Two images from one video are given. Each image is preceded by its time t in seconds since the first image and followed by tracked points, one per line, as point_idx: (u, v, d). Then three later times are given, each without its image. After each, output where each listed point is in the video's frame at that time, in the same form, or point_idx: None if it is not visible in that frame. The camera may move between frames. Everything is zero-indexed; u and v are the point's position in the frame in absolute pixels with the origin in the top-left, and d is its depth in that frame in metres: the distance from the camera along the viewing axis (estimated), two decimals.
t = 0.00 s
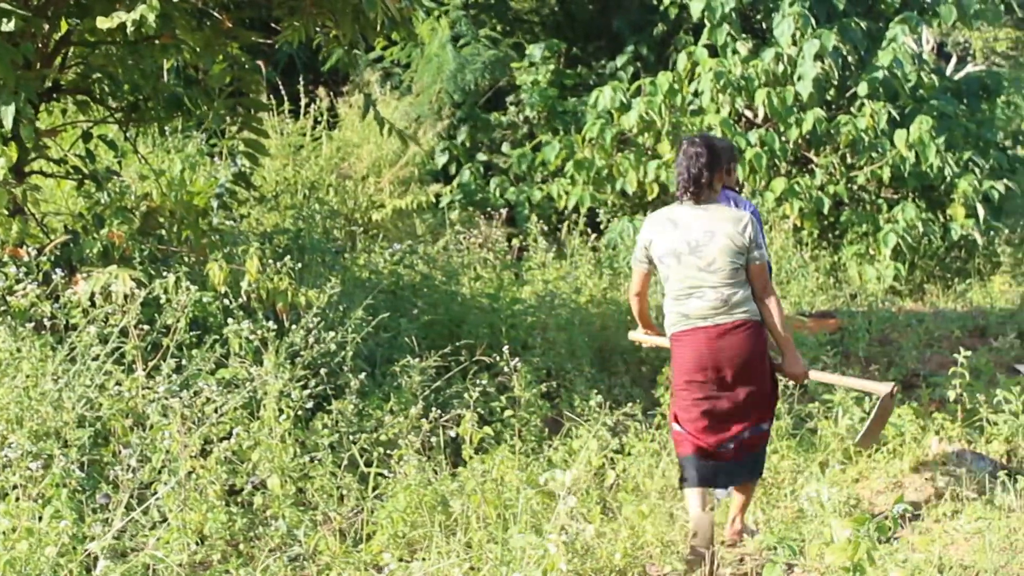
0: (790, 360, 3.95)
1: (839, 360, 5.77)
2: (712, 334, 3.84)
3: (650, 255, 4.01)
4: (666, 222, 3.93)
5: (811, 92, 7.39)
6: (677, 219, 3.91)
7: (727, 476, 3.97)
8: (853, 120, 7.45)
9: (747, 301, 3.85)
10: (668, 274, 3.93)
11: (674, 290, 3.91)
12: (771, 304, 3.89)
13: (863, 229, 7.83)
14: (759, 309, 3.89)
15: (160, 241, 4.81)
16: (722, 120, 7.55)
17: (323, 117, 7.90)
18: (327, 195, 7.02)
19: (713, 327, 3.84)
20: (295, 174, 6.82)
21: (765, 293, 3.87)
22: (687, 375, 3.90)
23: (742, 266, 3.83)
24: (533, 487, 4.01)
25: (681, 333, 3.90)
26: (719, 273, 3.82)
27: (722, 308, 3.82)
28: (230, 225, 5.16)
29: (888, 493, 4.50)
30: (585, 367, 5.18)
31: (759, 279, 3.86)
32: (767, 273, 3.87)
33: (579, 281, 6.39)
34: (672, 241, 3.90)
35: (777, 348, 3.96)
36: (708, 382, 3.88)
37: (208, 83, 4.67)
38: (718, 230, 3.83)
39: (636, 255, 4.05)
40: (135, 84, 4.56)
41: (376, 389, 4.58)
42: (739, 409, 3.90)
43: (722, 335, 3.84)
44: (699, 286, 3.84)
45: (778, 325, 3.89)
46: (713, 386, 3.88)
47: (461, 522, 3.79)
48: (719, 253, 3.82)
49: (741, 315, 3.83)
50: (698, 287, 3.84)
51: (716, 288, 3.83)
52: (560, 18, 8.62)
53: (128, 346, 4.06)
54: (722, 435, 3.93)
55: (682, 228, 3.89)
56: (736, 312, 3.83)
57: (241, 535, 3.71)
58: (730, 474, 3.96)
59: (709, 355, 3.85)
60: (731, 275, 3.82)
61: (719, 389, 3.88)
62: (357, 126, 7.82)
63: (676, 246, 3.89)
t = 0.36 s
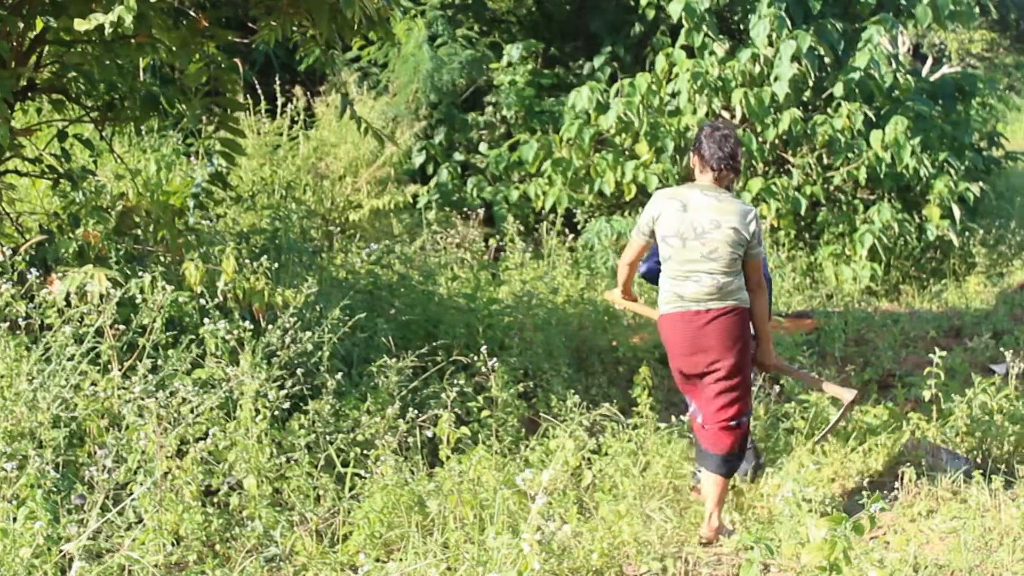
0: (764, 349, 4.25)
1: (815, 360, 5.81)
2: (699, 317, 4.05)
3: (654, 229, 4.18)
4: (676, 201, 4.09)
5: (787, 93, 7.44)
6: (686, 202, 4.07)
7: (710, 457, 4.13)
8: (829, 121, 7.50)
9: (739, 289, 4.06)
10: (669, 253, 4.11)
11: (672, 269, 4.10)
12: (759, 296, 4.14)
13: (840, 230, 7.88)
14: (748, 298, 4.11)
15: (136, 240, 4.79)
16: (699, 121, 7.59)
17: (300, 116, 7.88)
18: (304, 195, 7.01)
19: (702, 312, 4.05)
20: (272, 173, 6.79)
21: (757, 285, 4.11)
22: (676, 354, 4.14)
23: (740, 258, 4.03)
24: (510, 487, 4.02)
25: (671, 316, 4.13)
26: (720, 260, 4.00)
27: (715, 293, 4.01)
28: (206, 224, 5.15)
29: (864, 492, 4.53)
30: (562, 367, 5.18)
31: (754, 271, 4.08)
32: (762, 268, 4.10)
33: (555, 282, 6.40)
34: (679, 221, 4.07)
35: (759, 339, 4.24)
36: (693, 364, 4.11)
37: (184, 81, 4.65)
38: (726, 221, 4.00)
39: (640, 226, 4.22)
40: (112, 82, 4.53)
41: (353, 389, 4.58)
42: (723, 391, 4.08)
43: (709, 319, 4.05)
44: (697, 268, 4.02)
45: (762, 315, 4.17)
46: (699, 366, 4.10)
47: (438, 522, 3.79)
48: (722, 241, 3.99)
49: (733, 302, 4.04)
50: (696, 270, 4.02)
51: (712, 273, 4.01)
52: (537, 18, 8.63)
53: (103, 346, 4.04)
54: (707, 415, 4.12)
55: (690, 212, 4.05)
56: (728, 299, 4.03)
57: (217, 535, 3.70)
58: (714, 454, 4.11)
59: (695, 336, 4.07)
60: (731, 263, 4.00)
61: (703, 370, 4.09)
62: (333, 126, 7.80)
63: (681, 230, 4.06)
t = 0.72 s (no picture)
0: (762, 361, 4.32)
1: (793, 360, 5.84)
2: (696, 334, 4.10)
3: (648, 260, 4.23)
4: (668, 229, 4.16)
5: (765, 94, 7.48)
6: (677, 229, 4.15)
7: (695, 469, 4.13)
8: (806, 122, 7.55)
9: (735, 308, 4.11)
10: (663, 280, 4.16)
11: (668, 294, 4.14)
12: (755, 314, 4.19)
13: (817, 230, 7.92)
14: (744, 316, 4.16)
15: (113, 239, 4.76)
16: (677, 121, 7.61)
17: (278, 115, 7.86)
18: (282, 194, 6.99)
19: (698, 330, 4.09)
20: (250, 173, 6.77)
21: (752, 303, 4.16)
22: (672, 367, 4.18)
23: (734, 277, 4.09)
24: (488, 487, 4.03)
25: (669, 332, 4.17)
26: (713, 281, 4.07)
27: (710, 313, 4.07)
28: (184, 224, 5.13)
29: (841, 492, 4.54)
30: (540, 367, 5.19)
31: (748, 290, 4.13)
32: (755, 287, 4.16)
33: (534, 282, 6.41)
34: (672, 249, 4.13)
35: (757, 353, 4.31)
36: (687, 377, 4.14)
37: (162, 81, 4.64)
38: (717, 243, 4.08)
39: (634, 258, 4.26)
40: (89, 81, 4.51)
41: (331, 389, 4.58)
42: (713, 406, 4.10)
43: (705, 337, 4.09)
44: (692, 291, 4.08)
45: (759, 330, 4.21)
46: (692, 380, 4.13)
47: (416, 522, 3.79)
48: (715, 262, 4.07)
49: (728, 322, 4.09)
50: (690, 292, 4.08)
51: (707, 295, 4.07)
52: (516, 18, 8.64)
53: (80, 346, 4.03)
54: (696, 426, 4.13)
55: (683, 237, 4.13)
56: (723, 318, 4.09)
57: (194, 536, 3.69)
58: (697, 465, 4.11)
59: (692, 350, 4.11)
60: (724, 284, 4.07)
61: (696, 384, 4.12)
62: (311, 126, 7.76)
63: (674, 255, 4.13)
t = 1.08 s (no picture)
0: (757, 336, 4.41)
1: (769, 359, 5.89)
2: (689, 325, 4.34)
3: (639, 254, 4.51)
4: (652, 226, 4.43)
5: (740, 94, 7.52)
6: (661, 224, 4.40)
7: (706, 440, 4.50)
8: (781, 123, 7.60)
9: (720, 296, 4.32)
10: (652, 273, 4.43)
11: (656, 287, 4.41)
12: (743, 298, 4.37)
13: (793, 231, 7.97)
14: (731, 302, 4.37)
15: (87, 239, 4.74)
16: (653, 122, 7.64)
17: (254, 114, 7.83)
18: (258, 194, 6.97)
19: (687, 320, 4.35)
20: (225, 172, 6.75)
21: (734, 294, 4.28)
22: (668, 356, 4.43)
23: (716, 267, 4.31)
24: (464, 487, 4.03)
25: (662, 322, 4.42)
26: (694, 271, 4.30)
27: (695, 303, 4.31)
28: (158, 223, 5.11)
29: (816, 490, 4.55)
30: (516, 367, 5.20)
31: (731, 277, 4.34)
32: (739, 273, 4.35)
33: (510, 283, 6.43)
34: (656, 244, 4.40)
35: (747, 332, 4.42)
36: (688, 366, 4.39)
37: (137, 79, 4.62)
38: (695, 234, 4.31)
39: (628, 253, 4.56)
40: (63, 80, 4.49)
41: (307, 389, 4.58)
42: (707, 389, 4.43)
43: (697, 326, 4.34)
44: (676, 284, 4.34)
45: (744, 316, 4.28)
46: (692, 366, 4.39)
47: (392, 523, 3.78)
48: (694, 254, 4.30)
49: (713, 310, 4.32)
50: (675, 284, 4.34)
51: (690, 286, 4.32)
52: (492, 18, 8.65)
53: (53, 346, 4.01)
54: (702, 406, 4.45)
55: (665, 232, 4.39)
56: (708, 307, 4.32)
57: (169, 536, 3.68)
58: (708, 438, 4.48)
59: (687, 340, 4.36)
60: (704, 275, 4.30)
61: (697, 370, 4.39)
62: (286, 125, 7.73)
63: (659, 248, 4.39)
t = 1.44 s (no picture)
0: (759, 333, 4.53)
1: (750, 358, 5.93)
2: (698, 325, 4.40)
3: (648, 261, 4.58)
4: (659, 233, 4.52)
5: (720, 95, 7.56)
6: (669, 230, 4.49)
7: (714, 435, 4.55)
8: (761, 124, 7.64)
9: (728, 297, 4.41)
10: (662, 278, 4.50)
11: (666, 290, 4.47)
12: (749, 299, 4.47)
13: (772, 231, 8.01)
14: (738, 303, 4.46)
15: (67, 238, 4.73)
16: (633, 122, 7.67)
17: (234, 114, 7.81)
18: (238, 193, 6.95)
19: (698, 319, 4.41)
20: (205, 172, 6.73)
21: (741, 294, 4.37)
22: (678, 355, 4.46)
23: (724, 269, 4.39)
24: (444, 487, 4.03)
25: (671, 323, 4.46)
26: (703, 274, 4.39)
27: (704, 303, 4.39)
28: (138, 223, 5.10)
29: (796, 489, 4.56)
30: (496, 367, 5.21)
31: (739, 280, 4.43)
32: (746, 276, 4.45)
33: (490, 283, 6.44)
34: (663, 250, 4.48)
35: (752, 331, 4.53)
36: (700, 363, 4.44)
37: (116, 79, 4.60)
38: (701, 238, 4.40)
39: (638, 261, 4.62)
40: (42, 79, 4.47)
41: (287, 389, 4.57)
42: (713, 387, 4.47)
43: (707, 326, 4.41)
44: (683, 285, 4.41)
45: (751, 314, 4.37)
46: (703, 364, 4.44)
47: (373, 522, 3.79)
48: (701, 256, 4.39)
49: (721, 310, 4.40)
50: (684, 286, 4.41)
51: (698, 287, 4.39)
52: (473, 18, 8.66)
53: (32, 346, 3.99)
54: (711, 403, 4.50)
55: (673, 237, 4.47)
56: (716, 307, 4.40)
57: (148, 537, 3.67)
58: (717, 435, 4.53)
59: (697, 339, 4.41)
60: (711, 276, 4.38)
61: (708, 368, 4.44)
62: (266, 125, 7.71)
63: (669, 253, 4.47)
